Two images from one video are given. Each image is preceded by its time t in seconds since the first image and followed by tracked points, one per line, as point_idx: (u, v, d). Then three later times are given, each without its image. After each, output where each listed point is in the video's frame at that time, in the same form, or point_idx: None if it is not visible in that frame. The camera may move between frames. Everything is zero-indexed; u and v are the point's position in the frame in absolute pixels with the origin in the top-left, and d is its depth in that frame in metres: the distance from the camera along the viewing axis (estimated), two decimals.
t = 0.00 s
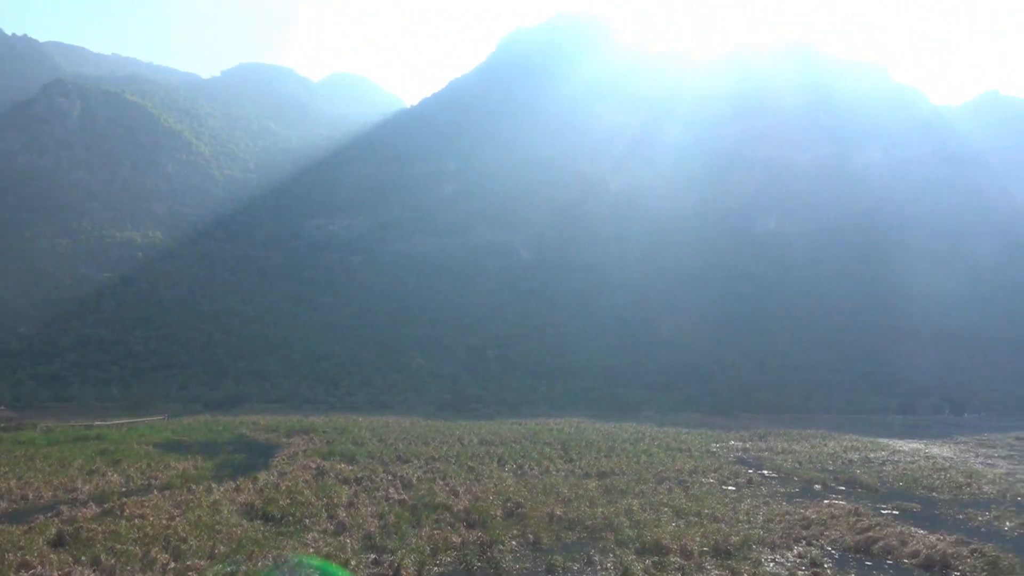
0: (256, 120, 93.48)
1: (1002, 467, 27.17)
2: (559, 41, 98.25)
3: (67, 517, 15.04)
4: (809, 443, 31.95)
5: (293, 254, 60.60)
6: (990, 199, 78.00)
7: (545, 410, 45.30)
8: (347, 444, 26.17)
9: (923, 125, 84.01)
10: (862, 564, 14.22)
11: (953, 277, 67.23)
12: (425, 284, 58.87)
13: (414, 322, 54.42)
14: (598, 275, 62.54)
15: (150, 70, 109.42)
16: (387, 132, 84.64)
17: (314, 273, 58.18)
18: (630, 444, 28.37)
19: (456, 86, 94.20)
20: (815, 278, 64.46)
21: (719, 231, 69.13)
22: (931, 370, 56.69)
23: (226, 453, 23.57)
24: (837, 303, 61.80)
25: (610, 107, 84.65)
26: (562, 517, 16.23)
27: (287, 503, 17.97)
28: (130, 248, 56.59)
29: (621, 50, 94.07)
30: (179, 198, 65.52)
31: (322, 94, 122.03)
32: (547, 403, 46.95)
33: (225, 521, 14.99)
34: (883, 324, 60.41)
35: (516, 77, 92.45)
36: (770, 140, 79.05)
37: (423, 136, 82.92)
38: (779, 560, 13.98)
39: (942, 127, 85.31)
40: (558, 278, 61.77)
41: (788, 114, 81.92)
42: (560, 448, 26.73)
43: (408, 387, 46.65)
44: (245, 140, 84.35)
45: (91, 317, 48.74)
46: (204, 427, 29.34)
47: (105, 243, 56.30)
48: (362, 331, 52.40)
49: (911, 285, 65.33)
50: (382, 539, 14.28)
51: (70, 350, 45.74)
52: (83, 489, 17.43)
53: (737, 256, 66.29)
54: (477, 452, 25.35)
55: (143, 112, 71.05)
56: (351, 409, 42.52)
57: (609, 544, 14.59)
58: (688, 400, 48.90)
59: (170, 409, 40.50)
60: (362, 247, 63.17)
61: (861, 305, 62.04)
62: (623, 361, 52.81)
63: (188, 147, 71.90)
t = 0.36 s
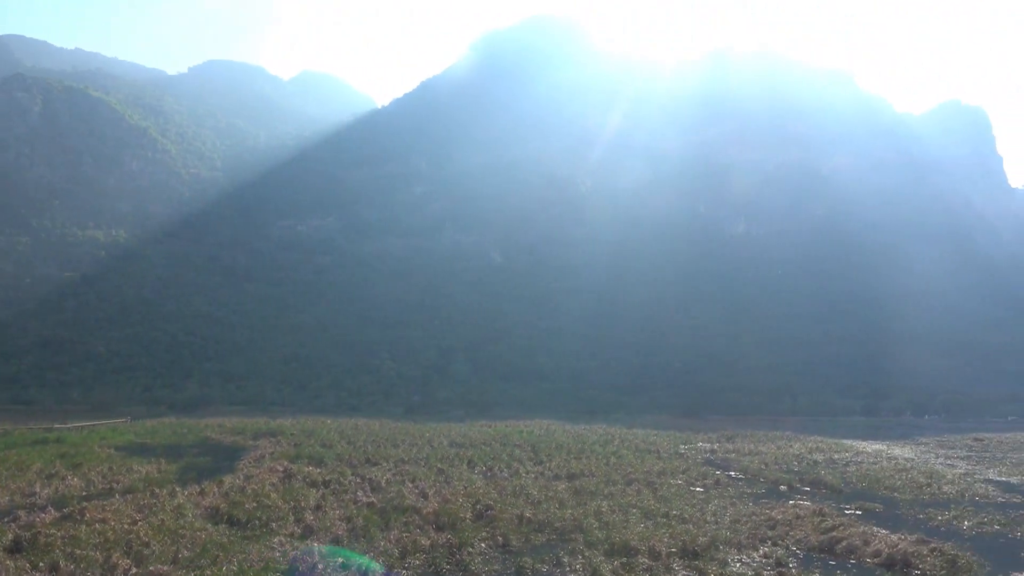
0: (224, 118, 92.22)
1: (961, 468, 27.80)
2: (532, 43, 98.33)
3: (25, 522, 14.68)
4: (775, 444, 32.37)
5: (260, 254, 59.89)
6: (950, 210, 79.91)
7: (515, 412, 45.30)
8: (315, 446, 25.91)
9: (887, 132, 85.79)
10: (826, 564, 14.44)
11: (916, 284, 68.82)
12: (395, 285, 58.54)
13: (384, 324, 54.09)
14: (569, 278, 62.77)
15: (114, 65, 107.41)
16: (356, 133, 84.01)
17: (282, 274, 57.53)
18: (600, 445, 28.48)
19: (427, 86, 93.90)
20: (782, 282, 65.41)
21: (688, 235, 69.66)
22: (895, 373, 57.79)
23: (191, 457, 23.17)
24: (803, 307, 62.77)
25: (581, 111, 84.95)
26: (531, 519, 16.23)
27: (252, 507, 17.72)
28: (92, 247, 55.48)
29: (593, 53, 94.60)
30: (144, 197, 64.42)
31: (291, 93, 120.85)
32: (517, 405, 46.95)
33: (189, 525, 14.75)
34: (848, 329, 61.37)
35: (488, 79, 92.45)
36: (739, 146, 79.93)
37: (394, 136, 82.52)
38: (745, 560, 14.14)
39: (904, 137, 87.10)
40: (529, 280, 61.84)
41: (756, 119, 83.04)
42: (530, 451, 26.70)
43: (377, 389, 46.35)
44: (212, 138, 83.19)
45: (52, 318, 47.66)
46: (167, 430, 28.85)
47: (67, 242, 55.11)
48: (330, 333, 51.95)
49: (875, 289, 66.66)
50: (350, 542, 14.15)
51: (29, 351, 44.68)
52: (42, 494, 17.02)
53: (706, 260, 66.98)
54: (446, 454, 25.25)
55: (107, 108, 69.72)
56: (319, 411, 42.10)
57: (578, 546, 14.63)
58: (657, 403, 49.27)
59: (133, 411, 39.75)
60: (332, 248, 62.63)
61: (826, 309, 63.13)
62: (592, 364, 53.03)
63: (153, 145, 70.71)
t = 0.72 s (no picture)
0: (194, 117, 91.03)
1: (926, 468, 28.34)
2: (507, 44, 98.19)
3: None
4: (746, 445, 32.72)
5: (231, 254, 59.19)
6: (916, 215, 81.37)
7: (488, 414, 45.25)
8: (285, 449, 25.61)
9: (855, 138, 87.27)
10: (795, 563, 14.62)
11: (882, 289, 70.20)
12: (368, 286, 58.23)
13: (357, 325, 53.77)
14: (543, 281, 62.86)
15: (81, 62, 105.50)
16: (329, 133, 83.33)
17: (253, 275, 56.88)
18: (572, 447, 28.56)
19: (402, 87, 93.49)
20: (753, 286, 66.26)
21: (660, 238, 70.24)
22: (862, 375, 58.76)
23: (158, 461, 22.78)
24: (772, 309, 63.63)
25: (555, 112, 85.08)
26: (503, 521, 16.22)
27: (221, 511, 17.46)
28: (57, 247, 54.42)
29: (568, 55, 94.86)
30: (112, 196, 63.37)
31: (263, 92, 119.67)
32: (490, 407, 46.91)
33: (156, 530, 14.48)
34: (817, 332, 62.35)
35: (463, 78, 92.23)
36: (711, 150, 80.59)
37: (369, 137, 82.03)
38: (716, 560, 14.28)
39: (872, 142, 88.52)
40: (503, 283, 61.88)
41: (729, 124, 83.82)
42: (503, 453, 26.68)
43: (350, 391, 46.02)
44: (183, 137, 82.09)
45: (15, 319, 46.64)
46: (135, 433, 28.38)
47: (31, 241, 54.00)
48: (302, 334, 51.46)
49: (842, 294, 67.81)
50: (321, 545, 14.03)
51: None
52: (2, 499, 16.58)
53: (679, 263, 67.52)
54: (420, 456, 25.10)
55: (74, 106, 68.50)
56: (291, 413, 41.67)
57: (550, 548, 14.63)
58: (629, 405, 49.54)
59: (99, 413, 39.03)
60: (304, 249, 62.08)
61: (796, 312, 64.02)
62: (566, 366, 53.18)
63: (121, 143, 69.57)
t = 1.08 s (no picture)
0: (163, 114, 89.66)
1: (891, 466, 28.87)
2: (481, 43, 98.12)
3: None
4: (716, 444, 33.05)
5: (200, 253, 58.43)
6: (881, 218, 82.74)
7: (461, 415, 45.18)
8: (256, 451, 25.32)
9: (823, 141, 88.56)
10: (764, 561, 14.81)
11: (848, 292, 71.50)
12: (340, 287, 57.83)
13: (328, 326, 53.37)
14: (517, 281, 62.88)
15: (46, 57, 103.39)
16: (300, 131, 82.55)
17: (223, 275, 56.18)
18: (545, 448, 28.62)
19: (374, 86, 92.97)
20: (724, 286, 66.92)
21: (633, 239, 70.65)
22: (830, 375, 59.66)
23: (125, 464, 22.41)
24: (743, 310, 64.32)
25: (527, 114, 85.13)
26: (476, 521, 16.21)
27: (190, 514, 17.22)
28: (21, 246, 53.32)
29: (542, 56, 95.11)
30: (77, 194, 62.23)
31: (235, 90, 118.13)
32: (463, 407, 46.86)
33: (123, 534, 14.25)
34: (786, 333, 63.21)
35: (437, 77, 91.95)
36: (682, 152, 81.12)
37: (341, 136, 81.46)
38: (686, 558, 14.42)
39: (839, 147, 89.82)
40: (476, 283, 61.83)
41: (700, 125, 84.51)
42: (476, 453, 26.66)
43: (322, 393, 45.66)
44: (151, 135, 80.81)
45: None
46: (101, 436, 27.91)
47: None
48: (273, 335, 50.96)
49: (810, 295, 68.86)
50: (291, 548, 13.91)
51: None
52: None
53: (651, 264, 67.98)
54: (392, 458, 24.98)
55: (38, 102, 67.14)
56: (261, 415, 41.26)
57: (523, 547, 14.66)
58: (602, 404, 49.78)
59: (64, 416, 38.32)
60: (275, 248, 61.47)
61: (765, 313, 64.86)
62: (539, 366, 53.31)
63: (86, 140, 68.28)
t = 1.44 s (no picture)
0: (130, 109, 88.07)
1: (857, 464, 29.34)
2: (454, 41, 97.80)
3: None
4: (687, 443, 33.32)
5: (169, 252, 57.54)
6: (849, 221, 84.11)
7: (433, 414, 45.03)
8: (225, 452, 24.98)
9: (792, 144, 89.83)
10: (733, 558, 14.94)
11: (815, 293, 72.65)
12: (311, 286, 57.33)
13: (300, 325, 52.85)
14: (490, 281, 62.86)
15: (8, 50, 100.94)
16: (272, 128, 81.60)
17: (192, 273, 55.37)
18: (518, 447, 28.63)
19: (347, 82, 92.22)
20: (695, 287, 67.54)
21: (606, 240, 70.99)
22: (799, 375, 60.51)
23: (90, 466, 21.97)
24: (714, 311, 64.98)
25: (500, 113, 84.93)
26: (449, 522, 16.16)
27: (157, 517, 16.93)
28: None
29: (515, 53, 95.05)
30: (41, 190, 60.94)
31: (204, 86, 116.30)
32: (436, 407, 46.72)
33: (87, 538, 13.96)
34: (755, 334, 64.03)
35: (410, 74, 91.38)
36: (656, 151, 81.55)
37: (314, 133, 80.67)
38: (657, 557, 14.50)
39: (809, 150, 90.93)
40: (449, 282, 61.66)
41: (673, 126, 85.06)
42: (449, 453, 26.57)
43: (293, 392, 45.22)
44: (118, 131, 79.32)
45: None
46: (66, 437, 27.34)
47: None
48: (243, 334, 50.35)
49: (779, 297, 69.83)
50: (261, 550, 13.76)
51: None
52: None
53: (623, 265, 68.39)
54: (364, 458, 24.80)
55: None
56: (231, 415, 40.75)
57: (496, 547, 14.65)
58: (575, 404, 49.95)
59: (27, 416, 37.50)
60: (245, 247, 60.71)
61: (736, 314, 65.60)
62: (512, 366, 53.35)
63: (51, 135, 66.97)
